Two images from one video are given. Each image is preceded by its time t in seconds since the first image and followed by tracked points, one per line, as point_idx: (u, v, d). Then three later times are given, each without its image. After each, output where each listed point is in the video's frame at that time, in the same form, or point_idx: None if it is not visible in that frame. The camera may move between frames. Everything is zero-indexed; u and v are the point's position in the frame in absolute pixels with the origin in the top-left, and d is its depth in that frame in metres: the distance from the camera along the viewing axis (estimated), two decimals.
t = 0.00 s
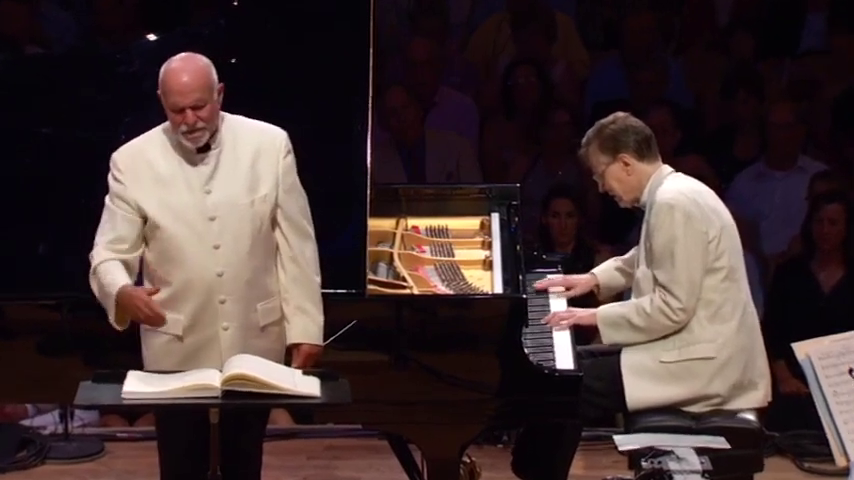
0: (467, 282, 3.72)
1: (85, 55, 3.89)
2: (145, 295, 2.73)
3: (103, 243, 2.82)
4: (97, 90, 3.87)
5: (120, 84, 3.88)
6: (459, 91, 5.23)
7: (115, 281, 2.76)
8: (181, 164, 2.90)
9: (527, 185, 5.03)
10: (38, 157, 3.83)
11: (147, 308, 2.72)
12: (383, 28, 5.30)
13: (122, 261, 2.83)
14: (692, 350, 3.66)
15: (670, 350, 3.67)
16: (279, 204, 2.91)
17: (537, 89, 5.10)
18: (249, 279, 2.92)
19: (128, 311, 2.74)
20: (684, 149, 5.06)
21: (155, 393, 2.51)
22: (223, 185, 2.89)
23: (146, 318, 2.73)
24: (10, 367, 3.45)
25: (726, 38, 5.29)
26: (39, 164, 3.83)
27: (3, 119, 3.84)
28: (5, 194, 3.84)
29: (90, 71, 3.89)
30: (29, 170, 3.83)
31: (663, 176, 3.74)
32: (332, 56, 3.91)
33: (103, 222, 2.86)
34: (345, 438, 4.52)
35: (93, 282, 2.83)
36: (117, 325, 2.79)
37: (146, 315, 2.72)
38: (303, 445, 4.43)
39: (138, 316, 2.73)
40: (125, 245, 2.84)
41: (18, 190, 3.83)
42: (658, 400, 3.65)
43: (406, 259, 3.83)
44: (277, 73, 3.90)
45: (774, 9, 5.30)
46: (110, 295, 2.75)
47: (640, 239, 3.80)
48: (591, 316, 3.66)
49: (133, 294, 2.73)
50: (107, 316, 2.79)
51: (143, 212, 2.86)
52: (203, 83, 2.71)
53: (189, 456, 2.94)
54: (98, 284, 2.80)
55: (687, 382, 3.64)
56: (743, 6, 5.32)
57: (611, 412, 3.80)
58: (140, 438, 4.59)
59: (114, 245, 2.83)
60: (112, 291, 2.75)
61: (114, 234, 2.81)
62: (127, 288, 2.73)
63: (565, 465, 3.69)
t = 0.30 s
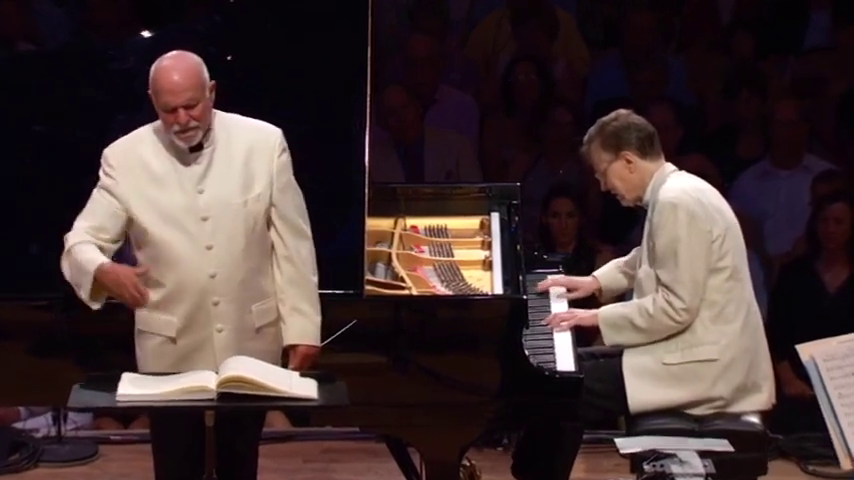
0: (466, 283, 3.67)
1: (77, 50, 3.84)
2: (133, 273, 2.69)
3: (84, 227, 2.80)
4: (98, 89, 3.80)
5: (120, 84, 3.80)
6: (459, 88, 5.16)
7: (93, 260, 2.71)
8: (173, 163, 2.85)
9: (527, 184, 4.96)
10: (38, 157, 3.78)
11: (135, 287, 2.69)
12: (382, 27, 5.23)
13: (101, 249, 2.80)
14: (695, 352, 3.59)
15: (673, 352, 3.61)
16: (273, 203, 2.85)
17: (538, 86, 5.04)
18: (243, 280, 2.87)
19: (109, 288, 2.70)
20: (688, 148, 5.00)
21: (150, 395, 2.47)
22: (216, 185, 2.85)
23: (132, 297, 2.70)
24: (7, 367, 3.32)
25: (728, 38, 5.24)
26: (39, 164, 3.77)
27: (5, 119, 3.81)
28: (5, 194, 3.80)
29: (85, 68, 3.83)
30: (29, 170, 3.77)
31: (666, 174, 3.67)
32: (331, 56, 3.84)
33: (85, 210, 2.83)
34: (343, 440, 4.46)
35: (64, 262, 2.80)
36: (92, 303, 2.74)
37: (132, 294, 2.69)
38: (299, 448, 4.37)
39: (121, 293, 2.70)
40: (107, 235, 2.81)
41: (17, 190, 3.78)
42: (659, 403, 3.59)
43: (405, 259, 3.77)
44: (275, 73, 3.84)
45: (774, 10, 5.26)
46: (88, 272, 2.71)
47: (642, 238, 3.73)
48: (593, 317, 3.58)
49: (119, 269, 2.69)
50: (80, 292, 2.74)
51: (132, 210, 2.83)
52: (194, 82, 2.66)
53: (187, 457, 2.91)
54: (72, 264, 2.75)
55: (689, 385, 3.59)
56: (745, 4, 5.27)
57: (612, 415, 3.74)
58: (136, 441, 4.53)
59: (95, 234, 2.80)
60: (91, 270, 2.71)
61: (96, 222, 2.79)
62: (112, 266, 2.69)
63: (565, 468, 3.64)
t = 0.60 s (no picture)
0: (463, 283, 3.62)
1: (70, 46, 3.77)
2: (115, 209, 2.60)
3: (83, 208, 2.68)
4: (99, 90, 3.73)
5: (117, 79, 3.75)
6: (456, 85, 5.06)
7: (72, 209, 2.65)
8: (165, 161, 2.79)
9: (526, 183, 4.89)
10: (38, 157, 3.70)
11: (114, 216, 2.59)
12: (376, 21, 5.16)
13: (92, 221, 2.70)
14: (696, 354, 3.53)
15: (673, 354, 3.54)
16: (267, 202, 2.81)
17: (538, 82, 4.97)
18: (235, 280, 2.81)
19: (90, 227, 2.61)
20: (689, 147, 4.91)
21: (142, 398, 2.39)
22: (209, 184, 2.79)
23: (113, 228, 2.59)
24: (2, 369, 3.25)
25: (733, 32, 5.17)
26: (39, 164, 3.70)
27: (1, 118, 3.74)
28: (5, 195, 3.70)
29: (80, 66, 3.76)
30: (29, 170, 3.69)
31: (667, 173, 3.61)
32: (332, 56, 3.72)
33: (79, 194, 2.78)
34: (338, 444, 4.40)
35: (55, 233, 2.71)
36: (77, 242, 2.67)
37: (110, 227, 2.59)
38: (294, 452, 4.31)
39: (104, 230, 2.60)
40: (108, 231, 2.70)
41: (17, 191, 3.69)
42: (659, 405, 3.53)
43: (401, 260, 3.71)
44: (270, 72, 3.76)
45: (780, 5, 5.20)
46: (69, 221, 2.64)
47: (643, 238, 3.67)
48: (592, 319, 3.52)
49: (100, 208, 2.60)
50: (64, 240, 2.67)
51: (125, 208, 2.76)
52: (186, 82, 2.59)
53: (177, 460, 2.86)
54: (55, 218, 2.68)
55: (690, 388, 3.52)
56: None
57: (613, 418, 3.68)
58: (128, 445, 4.47)
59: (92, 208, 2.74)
60: (72, 218, 2.64)
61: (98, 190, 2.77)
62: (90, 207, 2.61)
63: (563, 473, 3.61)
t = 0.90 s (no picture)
0: (458, 285, 3.55)
1: (56, 44, 3.65)
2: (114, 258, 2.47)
3: (78, 233, 2.60)
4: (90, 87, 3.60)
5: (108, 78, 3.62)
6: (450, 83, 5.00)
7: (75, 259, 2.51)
8: (152, 162, 2.72)
9: (521, 183, 4.81)
10: (38, 157, 3.61)
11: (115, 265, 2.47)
12: (370, 18, 5.11)
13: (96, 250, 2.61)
14: (694, 356, 3.46)
15: (671, 356, 3.48)
16: (256, 202, 2.74)
17: (534, 80, 4.89)
18: (225, 282, 2.75)
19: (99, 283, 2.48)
20: (688, 145, 4.84)
21: (130, 400, 2.33)
22: (198, 185, 2.72)
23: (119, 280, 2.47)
24: None
25: (732, 27, 5.13)
26: (40, 164, 3.61)
27: None
28: None
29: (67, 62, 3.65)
30: (29, 171, 3.61)
31: (666, 171, 3.54)
32: (332, 55, 3.51)
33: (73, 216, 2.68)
34: (329, 447, 4.34)
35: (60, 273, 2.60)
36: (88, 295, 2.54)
37: (114, 276, 2.46)
38: (285, 455, 4.25)
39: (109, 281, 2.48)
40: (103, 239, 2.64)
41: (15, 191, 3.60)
42: (656, 409, 3.47)
43: (394, 260, 3.65)
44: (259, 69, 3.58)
45: None
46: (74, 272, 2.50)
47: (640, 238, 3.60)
48: (587, 320, 3.47)
49: (99, 258, 2.47)
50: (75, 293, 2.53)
51: (115, 211, 2.70)
52: (174, 83, 2.52)
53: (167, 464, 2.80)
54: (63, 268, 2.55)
55: (689, 391, 3.46)
56: None
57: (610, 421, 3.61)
58: (116, 448, 4.41)
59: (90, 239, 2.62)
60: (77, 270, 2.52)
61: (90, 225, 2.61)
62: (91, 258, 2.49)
63: None
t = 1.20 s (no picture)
0: (447, 286, 3.48)
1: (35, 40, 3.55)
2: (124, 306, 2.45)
3: (55, 246, 2.56)
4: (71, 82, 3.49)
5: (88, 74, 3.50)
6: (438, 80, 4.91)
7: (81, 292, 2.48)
8: (132, 163, 2.65)
9: (511, 183, 4.73)
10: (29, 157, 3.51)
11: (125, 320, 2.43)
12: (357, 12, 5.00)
13: (77, 267, 2.57)
14: (686, 359, 3.40)
15: (663, 359, 3.42)
16: (239, 201, 2.67)
17: (522, 77, 4.82)
18: (207, 284, 2.69)
19: (102, 323, 2.47)
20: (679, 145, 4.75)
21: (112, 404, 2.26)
22: (179, 185, 2.66)
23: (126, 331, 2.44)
24: None
25: (723, 26, 5.04)
26: (40, 164, 3.49)
27: None
28: None
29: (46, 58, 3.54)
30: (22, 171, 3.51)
31: (659, 170, 3.47)
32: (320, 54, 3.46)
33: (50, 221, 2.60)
34: (316, 451, 4.27)
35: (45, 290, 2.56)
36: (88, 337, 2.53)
37: (123, 327, 2.44)
38: (271, 460, 4.17)
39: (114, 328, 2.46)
40: (78, 249, 2.59)
41: None
42: (647, 412, 3.40)
43: (382, 260, 3.58)
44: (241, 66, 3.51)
45: None
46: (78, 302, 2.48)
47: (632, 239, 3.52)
48: (578, 323, 3.41)
49: (110, 304, 2.44)
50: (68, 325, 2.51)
51: (93, 212, 2.61)
52: (154, 83, 2.43)
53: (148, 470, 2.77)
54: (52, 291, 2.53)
55: (682, 395, 3.39)
56: None
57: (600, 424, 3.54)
58: (98, 452, 4.33)
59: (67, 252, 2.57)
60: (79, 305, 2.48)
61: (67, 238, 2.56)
62: (96, 299, 2.46)
63: None
